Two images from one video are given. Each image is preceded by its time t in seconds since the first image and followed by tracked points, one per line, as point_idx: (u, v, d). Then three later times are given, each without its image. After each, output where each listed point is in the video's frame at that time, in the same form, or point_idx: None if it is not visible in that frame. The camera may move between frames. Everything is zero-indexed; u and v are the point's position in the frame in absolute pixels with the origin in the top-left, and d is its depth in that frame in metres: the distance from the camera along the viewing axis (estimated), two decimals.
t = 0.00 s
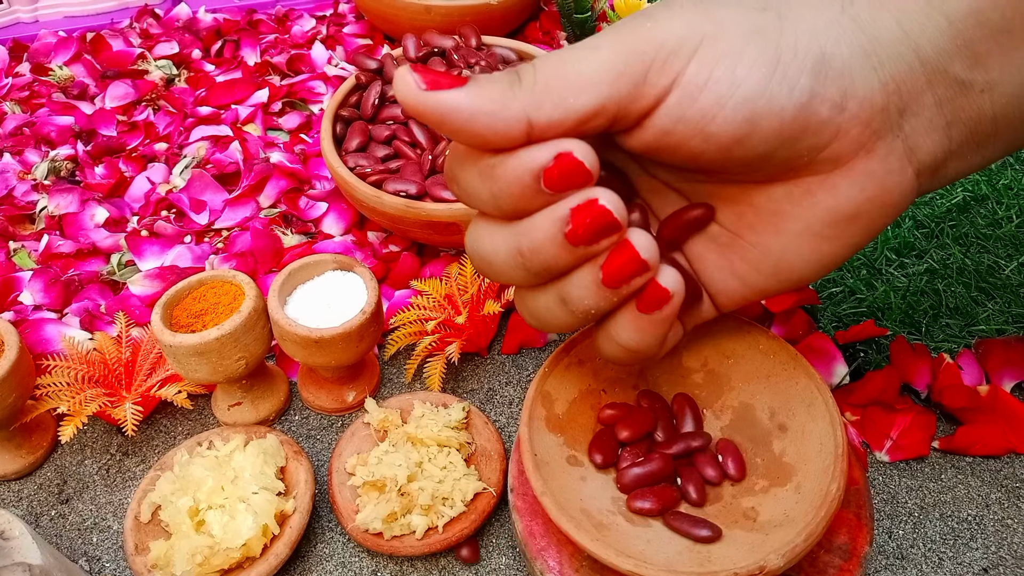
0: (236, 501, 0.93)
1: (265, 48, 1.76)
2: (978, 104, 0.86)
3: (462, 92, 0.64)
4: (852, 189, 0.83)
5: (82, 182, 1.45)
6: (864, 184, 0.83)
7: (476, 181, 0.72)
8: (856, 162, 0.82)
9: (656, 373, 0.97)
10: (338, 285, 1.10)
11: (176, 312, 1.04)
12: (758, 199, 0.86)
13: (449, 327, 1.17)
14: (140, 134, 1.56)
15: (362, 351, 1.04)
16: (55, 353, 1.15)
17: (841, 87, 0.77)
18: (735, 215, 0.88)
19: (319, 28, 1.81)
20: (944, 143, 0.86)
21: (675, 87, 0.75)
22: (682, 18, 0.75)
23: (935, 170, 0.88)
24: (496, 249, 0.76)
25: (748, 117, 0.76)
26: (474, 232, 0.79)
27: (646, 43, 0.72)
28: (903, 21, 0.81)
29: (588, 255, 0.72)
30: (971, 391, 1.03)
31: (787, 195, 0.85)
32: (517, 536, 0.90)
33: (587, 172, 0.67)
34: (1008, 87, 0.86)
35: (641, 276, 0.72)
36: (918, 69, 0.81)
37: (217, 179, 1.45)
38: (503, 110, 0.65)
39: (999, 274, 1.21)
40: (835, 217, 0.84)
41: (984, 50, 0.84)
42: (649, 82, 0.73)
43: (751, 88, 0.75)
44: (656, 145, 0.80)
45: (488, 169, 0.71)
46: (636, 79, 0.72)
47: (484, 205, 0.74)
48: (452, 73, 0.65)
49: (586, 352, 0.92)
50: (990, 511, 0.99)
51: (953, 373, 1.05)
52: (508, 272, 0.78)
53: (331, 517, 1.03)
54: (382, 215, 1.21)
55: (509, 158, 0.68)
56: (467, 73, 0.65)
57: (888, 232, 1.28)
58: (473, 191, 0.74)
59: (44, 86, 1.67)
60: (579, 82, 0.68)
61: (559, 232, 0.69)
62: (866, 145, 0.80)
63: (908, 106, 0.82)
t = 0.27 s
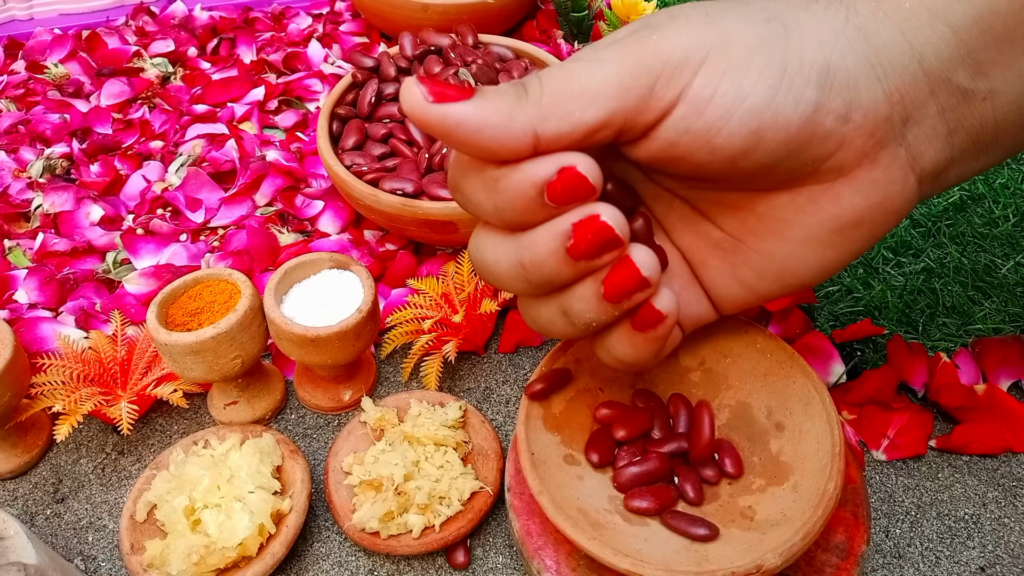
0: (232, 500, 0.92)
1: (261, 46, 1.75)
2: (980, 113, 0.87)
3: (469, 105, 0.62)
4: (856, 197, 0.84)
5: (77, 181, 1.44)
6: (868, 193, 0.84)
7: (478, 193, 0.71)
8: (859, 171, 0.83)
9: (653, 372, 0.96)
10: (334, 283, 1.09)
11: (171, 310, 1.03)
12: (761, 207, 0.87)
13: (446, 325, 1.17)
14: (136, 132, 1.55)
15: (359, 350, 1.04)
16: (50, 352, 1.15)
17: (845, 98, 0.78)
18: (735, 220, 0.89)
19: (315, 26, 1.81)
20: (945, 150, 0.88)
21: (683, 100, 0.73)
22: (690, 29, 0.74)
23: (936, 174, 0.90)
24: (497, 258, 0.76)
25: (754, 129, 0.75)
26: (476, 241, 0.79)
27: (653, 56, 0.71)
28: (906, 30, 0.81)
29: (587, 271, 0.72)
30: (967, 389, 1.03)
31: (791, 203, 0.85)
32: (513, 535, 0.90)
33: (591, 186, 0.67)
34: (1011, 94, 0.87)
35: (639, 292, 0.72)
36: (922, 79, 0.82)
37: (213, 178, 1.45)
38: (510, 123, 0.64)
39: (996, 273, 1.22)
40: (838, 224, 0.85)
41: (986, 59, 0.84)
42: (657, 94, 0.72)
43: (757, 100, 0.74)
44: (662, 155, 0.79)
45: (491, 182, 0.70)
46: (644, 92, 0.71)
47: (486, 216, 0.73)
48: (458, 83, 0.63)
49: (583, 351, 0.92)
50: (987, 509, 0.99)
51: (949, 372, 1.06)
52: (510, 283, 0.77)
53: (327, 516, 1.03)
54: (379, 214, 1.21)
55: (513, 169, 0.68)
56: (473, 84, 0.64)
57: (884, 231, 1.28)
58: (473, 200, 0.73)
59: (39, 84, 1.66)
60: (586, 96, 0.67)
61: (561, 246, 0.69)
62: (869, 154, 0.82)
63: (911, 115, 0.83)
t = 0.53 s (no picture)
0: (232, 498, 0.92)
1: (260, 42, 1.75)
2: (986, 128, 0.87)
3: (482, 131, 0.63)
4: (865, 215, 0.84)
5: (76, 178, 1.44)
6: (876, 211, 0.84)
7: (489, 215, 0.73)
8: (868, 189, 0.82)
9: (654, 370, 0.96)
10: (333, 280, 1.09)
11: (170, 307, 1.03)
12: (771, 224, 0.86)
13: (446, 322, 1.16)
14: (135, 129, 1.55)
15: (359, 346, 1.04)
16: (49, 350, 1.14)
17: (855, 120, 0.77)
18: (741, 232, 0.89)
19: (315, 22, 1.80)
20: (952, 166, 0.87)
21: (694, 124, 0.73)
22: (699, 54, 0.73)
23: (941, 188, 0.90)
24: (506, 278, 0.77)
25: (765, 152, 0.75)
26: (486, 259, 0.80)
27: (663, 81, 0.70)
28: (913, 50, 0.80)
29: (595, 294, 0.73)
30: (968, 386, 1.03)
31: (801, 219, 0.84)
32: (513, 532, 0.89)
33: (599, 213, 0.67)
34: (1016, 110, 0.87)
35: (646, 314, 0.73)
36: (930, 98, 0.81)
37: (212, 174, 1.44)
38: (522, 148, 0.65)
39: (997, 270, 1.21)
40: (846, 240, 0.85)
41: (993, 76, 0.83)
42: (668, 119, 0.71)
43: (768, 124, 0.73)
44: (674, 178, 0.78)
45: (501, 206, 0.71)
46: (654, 117, 0.70)
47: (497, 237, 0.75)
48: (472, 108, 0.64)
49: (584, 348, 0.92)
50: (988, 506, 0.99)
51: (950, 368, 1.05)
52: (519, 301, 0.79)
53: (327, 513, 1.03)
54: (379, 211, 1.21)
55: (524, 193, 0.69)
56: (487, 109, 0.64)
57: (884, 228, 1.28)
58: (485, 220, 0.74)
59: (37, 80, 1.66)
60: (597, 120, 0.66)
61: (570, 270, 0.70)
62: (878, 173, 0.81)
63: (919, 134, 0.82)
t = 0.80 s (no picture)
0: (232, 497, 0.92)
1: (260, 41, 1.75)
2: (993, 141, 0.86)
3: (494, 145, 0.63)
4: (872, 228, 0.84)
5: (76, 177, 1.43)
6: (883, 224, 0.84)
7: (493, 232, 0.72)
8: (877, 204, 0.83)
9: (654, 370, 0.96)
10: (333, 280, 1.09)
11: (171, 306, 1.03)
12: (781, 236, 0.87)
13: (446, 322, 1.16)
14: (135, 129, 1.54)
15: (359, 346, 1.04)
16: (49, 349, 1.14)
17: (867, 138, 0.77)
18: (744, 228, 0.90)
19: (315, 21, 1.80)
20: (960, 178, 0.87)
21: (707, 141, 0.73)
22: (712, 72, 0.73)
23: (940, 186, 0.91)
24: (508, 294, 0.77)
25: (777, 170, 0.76)
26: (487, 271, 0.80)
27: (677, 97, 0.70)
28: (926, 68, 0.79)
29: (597, 316, 0.73)
30: (969, 385, 1.03)
31: (809, 233, 0.86)
32: (513, 532, 0.89)
33: (605, 240, 0.67)
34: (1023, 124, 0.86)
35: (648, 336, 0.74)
36: (940, 115, 0.80)
37: (212, 173, 1.44)
38: (534, 163, 0.65)
39: (998, 269, 1.21)
40: (853, 250, 0.86)
41: (1002, 91, 0.82)
42: (682, 134, 0.72)
43: (781, 141, 0.74)
44: (686, 192, 0.79)
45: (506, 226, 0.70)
46: (667, 134, 0.71)
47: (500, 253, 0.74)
48: (485, 122, 0.64)
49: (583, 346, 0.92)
50: (989, 505, 0.99)
51: (950, 368, 1.05)
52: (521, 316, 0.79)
53: (327, 513, 1.03)
54: (380, 210, 1.20)
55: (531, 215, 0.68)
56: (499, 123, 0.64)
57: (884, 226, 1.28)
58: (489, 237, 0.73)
59: (38, 80, 1.66)
60: (610, 135, 0.67)
61: (574, 294, 0.71)
62: (887, 188, 0.82)
63: (930, 149, 0.82)
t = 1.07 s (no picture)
0: (246, 485, 0.92)
1: (270, 30, 1.74)
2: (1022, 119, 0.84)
3: (493, 80, 0.70)
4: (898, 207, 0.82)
5: (87, 167, 1.43)
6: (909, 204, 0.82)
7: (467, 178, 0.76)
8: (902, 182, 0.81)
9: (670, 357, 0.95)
10: (345, 268, 1.08)
11: (184, 295, 1.03)
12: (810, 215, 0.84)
13: (459, 310, 1.16)
14: (145, 118, 1.54)
15: (371, 334, 1.03)
16: (62, 339, 1.14)
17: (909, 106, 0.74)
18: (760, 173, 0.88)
19: (325, 8, 1.78)
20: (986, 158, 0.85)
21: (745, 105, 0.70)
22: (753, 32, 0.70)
23: (961, 118, 0.90)
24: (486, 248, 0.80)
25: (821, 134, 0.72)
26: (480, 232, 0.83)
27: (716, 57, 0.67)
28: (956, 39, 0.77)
29: (549, 267, 0.73)
30: (990, 372, 1.01)
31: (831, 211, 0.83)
32: (528, 520, 0.89)
33: (546, 172, 0.69)
34: None
35: (602, 292, 0.73)
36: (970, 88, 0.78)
37: (223, 162, 1.44)
38: (529, 88, 0.72)
39: (1018, 254, 1.19)
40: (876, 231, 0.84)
41: None
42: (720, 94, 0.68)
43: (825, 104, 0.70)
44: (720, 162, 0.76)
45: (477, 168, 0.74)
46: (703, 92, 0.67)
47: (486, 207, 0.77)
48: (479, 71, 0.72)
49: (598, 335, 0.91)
50: (1009, 493, 0.98)
51: (970, 354, 1.04)
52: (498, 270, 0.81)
53: (341, 501, 1.03)
54: (397, 200, 1.20)
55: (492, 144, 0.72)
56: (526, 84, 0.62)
57: (902, 211, 1.26)
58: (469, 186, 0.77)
59: (48, 70, 1.66)
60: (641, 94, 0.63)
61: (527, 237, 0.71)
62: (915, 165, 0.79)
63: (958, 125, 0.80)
